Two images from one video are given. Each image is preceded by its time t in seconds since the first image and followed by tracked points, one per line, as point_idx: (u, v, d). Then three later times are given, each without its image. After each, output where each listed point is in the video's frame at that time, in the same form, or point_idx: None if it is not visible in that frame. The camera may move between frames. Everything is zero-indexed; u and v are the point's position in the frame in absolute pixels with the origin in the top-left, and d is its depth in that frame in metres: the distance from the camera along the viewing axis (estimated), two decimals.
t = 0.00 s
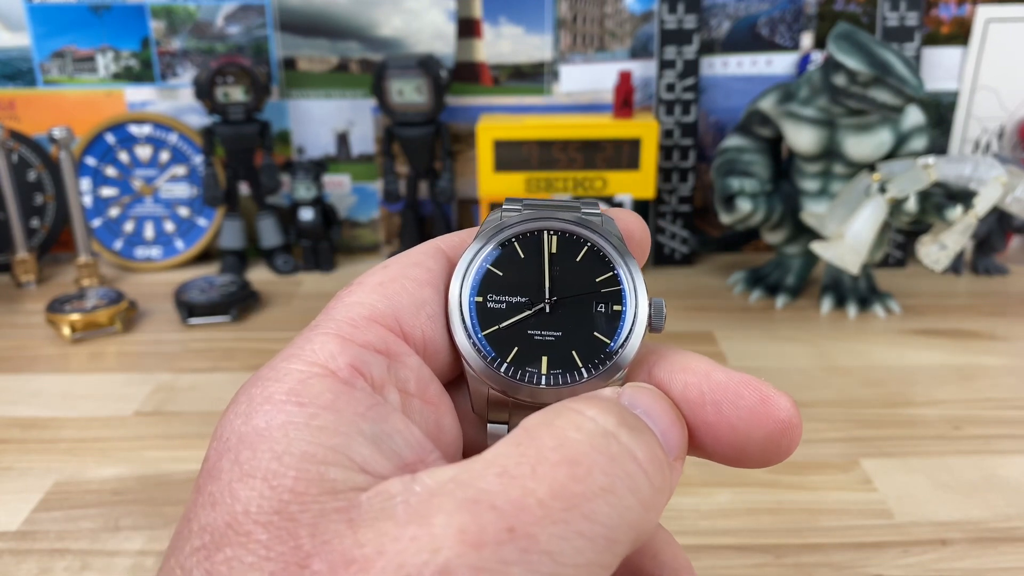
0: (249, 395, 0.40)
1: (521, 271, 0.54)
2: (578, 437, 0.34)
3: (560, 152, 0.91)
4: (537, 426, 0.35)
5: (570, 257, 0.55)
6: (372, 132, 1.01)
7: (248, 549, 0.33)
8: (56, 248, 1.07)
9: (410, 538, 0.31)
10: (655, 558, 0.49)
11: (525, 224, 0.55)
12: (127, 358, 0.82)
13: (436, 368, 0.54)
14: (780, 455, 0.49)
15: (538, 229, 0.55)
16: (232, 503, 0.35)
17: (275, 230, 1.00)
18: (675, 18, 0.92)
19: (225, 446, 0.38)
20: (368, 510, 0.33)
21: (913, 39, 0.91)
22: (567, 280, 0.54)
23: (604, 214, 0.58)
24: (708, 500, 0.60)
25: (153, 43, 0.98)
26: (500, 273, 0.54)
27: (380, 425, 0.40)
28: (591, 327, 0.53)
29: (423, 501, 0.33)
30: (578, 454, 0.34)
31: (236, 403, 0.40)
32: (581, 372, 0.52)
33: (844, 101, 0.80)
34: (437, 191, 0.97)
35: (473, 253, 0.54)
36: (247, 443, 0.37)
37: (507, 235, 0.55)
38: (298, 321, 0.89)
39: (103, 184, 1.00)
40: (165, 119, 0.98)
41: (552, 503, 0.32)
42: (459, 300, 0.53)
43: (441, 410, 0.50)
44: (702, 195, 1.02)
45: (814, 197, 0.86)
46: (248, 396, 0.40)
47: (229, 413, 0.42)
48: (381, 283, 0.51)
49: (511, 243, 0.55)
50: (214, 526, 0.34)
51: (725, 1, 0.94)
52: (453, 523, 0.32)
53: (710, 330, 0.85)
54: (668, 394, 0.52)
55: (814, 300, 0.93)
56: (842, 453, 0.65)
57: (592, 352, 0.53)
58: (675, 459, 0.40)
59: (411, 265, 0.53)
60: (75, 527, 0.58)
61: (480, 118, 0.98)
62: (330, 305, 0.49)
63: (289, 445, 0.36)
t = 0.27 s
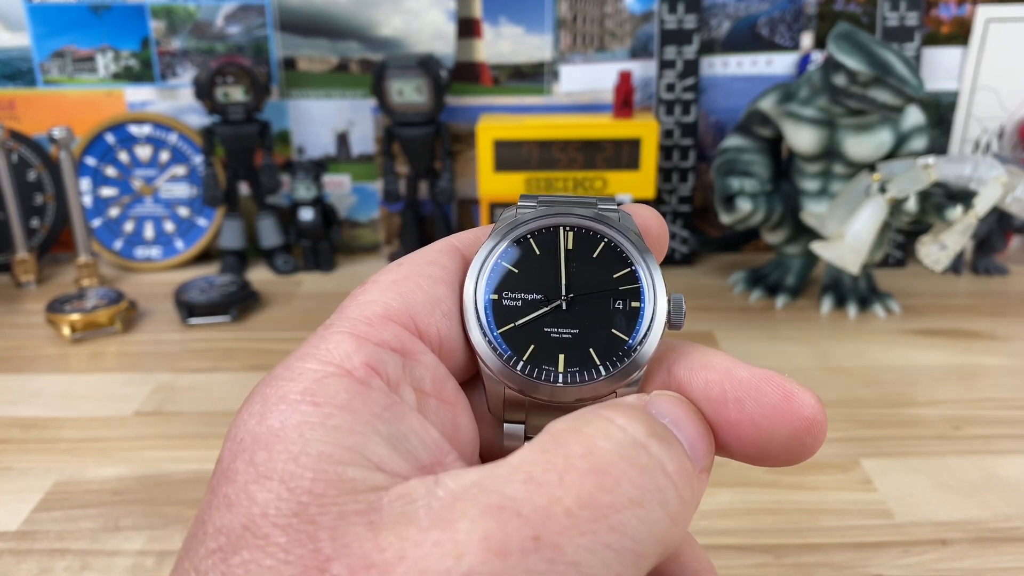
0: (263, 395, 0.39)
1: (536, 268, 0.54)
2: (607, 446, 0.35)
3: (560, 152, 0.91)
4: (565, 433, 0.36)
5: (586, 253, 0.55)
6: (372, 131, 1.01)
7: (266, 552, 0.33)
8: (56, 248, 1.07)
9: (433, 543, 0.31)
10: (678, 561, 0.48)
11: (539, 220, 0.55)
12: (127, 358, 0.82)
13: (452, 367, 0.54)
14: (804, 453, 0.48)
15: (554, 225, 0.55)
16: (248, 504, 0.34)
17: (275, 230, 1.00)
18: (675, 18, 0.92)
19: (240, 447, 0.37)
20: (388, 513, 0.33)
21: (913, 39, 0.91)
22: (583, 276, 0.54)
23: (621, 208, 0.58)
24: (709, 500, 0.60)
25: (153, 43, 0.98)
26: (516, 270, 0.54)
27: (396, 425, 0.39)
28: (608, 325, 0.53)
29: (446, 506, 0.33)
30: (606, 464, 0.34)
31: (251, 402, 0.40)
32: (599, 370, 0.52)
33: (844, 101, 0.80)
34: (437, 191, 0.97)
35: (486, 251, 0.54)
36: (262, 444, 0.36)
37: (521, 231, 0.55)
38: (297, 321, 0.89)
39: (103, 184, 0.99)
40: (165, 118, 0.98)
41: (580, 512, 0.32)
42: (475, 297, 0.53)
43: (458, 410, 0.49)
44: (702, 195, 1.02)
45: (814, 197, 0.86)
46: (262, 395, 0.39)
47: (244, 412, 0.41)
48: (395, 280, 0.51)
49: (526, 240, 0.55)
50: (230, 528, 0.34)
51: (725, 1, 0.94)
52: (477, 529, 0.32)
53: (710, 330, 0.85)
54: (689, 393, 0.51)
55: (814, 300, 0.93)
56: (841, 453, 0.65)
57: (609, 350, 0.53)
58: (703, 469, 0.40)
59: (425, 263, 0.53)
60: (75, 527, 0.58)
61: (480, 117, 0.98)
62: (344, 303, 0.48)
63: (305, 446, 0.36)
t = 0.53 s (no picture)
0: (258, 392, 0.39)
1: (528, 266, 0.54)
2: (605, 445, 0.35)
3: (561, 152, 0.91)
4: (563, 431, 0.36)
5: (578, 251, 0.55)
6: (372, 131, 1.01)
7: (265, 548, 0.33)
8: (56, 248, 1.07)
9: (433, 540, 0.31)
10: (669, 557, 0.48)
11: (530, 218, 0.55)
12: (127, 358, 0.82)
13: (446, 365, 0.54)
14: (796, 448, 0.47)
15: (544, 225, 0.55)
16: (246, 501, 0.34)
17: (275, 230, 1.00)
18: (675, 18, 0.92)
19: (234, 443, 0.37)
20: (389, 511, 0.33)
21: (912, 39, 0.91)
22: (575, 274, 0.54)
23: (612, 208, 0.58)
24: (708, 500, 0.60)
25: (153, 43, 0.98)
26: (507, 268, 0.54)
27: (391, 422, 0.40)
28: (600, 321, 0.53)
29: (447, 504, 0.33)
30: (604, 463, 0.34)
31: (244, 400, 0.40)
32: (590, 367, 0.52)
33: (844, 101, 0.80)
34: (437, 191, 0.97)
35: (478, 250, 0.54)
36: (259, 440, 0.36)
37: (513, 230, 0.55)
38: (298, 321, 0.89)
39: (103, 184, 0.99)
40: (165, 119, 0.98)
41: (579, 512, 0.32)
42: (467, 295, 0.53)
43: (452, 407, 0.49)
44: (702, 195, 1.02)
45: (814, 197, 0.86)
46: (257, 392, 0.39)
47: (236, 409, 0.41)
48: (389, 278, 0.50)
49: (518, 238, 0.55)
50: (228, 524, 0.34)
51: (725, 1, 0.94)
52: (477, 527, 0.32)
53: (710, 330, 0.85)
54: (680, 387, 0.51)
55: (814, 300, 0.93)
56: (841, 453, 0.65)
57: (600, 346, 0.53)
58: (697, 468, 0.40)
59: (418, 261, 0.53)
60: (76, 527, 0.58)
61: (480, 118, 0.98)
62: (337, 301, 0.48)
63: (303, 441, 0.35)
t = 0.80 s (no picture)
0: (276, 403, 0.39)
1: (540, 281, 0.54)
2: (622, 468, 0.35)
3: (560, 152, 0.91)
4: (579, 451, 0.36)
5: (590, 267, 0.55)
6: (372, 132, 1.01)
7: (286, 563, 0.32)
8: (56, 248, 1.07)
9: (456, 558, 0.31)
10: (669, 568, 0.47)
11: (543, 233, 0.55)
12: (127, 358, 0.82)
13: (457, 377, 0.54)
14: (803, 463, 0.48)
15: (557, 240, 0.55)
16: (266, 514, 0.34)
17: (275, 230, 1.00)
18: (675, 18, 0.92)
19: (252, 455, 0.37)
20: (409, 526, 0.33)
21: (913, 39, 0.91)
22: (587, 290, 0.54)
23: (624, 224, 0.58)
24: (709, 500, 0.60)
25: (153, 43, 0.98)
26: (519, 283, 0.54)
27: (411, 437, 0.39)
28: (611, 339, 0.53)
29: (468, 521, 0.33)
30: (621, 485, 0.34)
31: (262, 410, 0.39)
32: (600, 386, 0.52)
33: (844, 101, 0.80)
34: (437, 190, 0.97)
35: (491, 264, 0.54)
36: (278, 453, 0.36)
37: (526, 245, 0.55)
38: (297, 321, 0.89)
39: (103, 184, 1.00)
40: (165, 119, 0.98)
41: (597, 532, 0.33)
42: (478, 310, 0.53)
43: (466, 421, 0.49)
44: (702, 195, 1.02)
45: (814, 197, 0.86)
46: (274, 403, 0.39)
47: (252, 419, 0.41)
48: (402, 290, 0.50)
49: (531, 252, 0.55)
50: (248, 538, 0.33)
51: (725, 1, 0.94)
52: (500, 546, 0.32)
53: (710, 330, 0.85)
54: (690, 403, 0.52)
55: (814, 300, 0.93)
56: (841, 453, 0.65)
57: (610, 364, 0.53)
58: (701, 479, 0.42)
59: (431, 272, 0.53)
60: (75, 527, 0.58)
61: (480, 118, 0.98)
62: (352, 312, 0.48)
63: (323, 456, 0.35)
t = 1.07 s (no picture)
0: (283, 401, 0.38)
1: (545, 283, 0.54)
2: (634, 478, 0.35)
3: (560, 152, 0.91)
4: (590, 460, 0.36)
5: (595, 270, 0.55)
6: (372, 132, 1.01)
7: (299, 565, 0.32)
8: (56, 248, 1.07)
9: (473, 566, 0.31)
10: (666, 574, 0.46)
11: (548, 235, 0.55)
12: (127, 358, 0.82)
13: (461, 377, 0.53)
14: (803, 467, 0.48)
15: (563, 242, 0.55)
16: (278, 515, 0.33)
17: (275, 230, 1.00)
18: (675, 18, 0.92)
19: (260, 454, 0.36)
20: (424, 530, 0.33)
21: (913, 39, 0.91)
22: (592, 292, 0.54)
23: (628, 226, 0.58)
24: (710, 500, 0.60)
25: (153, 43, 0.97)
26: (524, 284, 0.54)
27: (421, 438, 0.39)
28: (615, 343, 0.53)
29: (482, 528, 0.33)
30: (633, 497, 0.34)
31: (268, 408, 0.38)
32: (604, 390, 0.52)
33: (844, 101, 0.80)
34: (437, 190, 0.97)
35: (496, 264, 0.54)
36: (289, 453, 0.35)
37: (531, 246, 0.54)
38: (297, 321, 0.89)
39: (103, 184, 0.99)
40: (165, 119, 0.98)
41: (610, 544, 0.33)
42: (483, 311, 0.53)
43: (468, 420, 0.49)
44: (701, 195, 1.02)
45: (814, 197, 0.86)
46: (282, 401, 0.38)
47: (255, 415, 0.40)
48: (408, 289, 0.50)
49: (536, 254, 0.55)
50: (258, 539, 0.33)
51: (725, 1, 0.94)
52: (516, 555, 0.32)
53: (710, 330, 0.85)
54: (692, 408, 0.52)
55: (814, 300, 0.93)
56: (842, 453, 0.65)
57: (614, 368, 0.53)
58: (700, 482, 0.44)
59: (436, 272, 0.53)
60: (76, 527, 0.58)
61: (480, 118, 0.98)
62: (357, 310, 0.47)
63: (335, 457, 0.35)
